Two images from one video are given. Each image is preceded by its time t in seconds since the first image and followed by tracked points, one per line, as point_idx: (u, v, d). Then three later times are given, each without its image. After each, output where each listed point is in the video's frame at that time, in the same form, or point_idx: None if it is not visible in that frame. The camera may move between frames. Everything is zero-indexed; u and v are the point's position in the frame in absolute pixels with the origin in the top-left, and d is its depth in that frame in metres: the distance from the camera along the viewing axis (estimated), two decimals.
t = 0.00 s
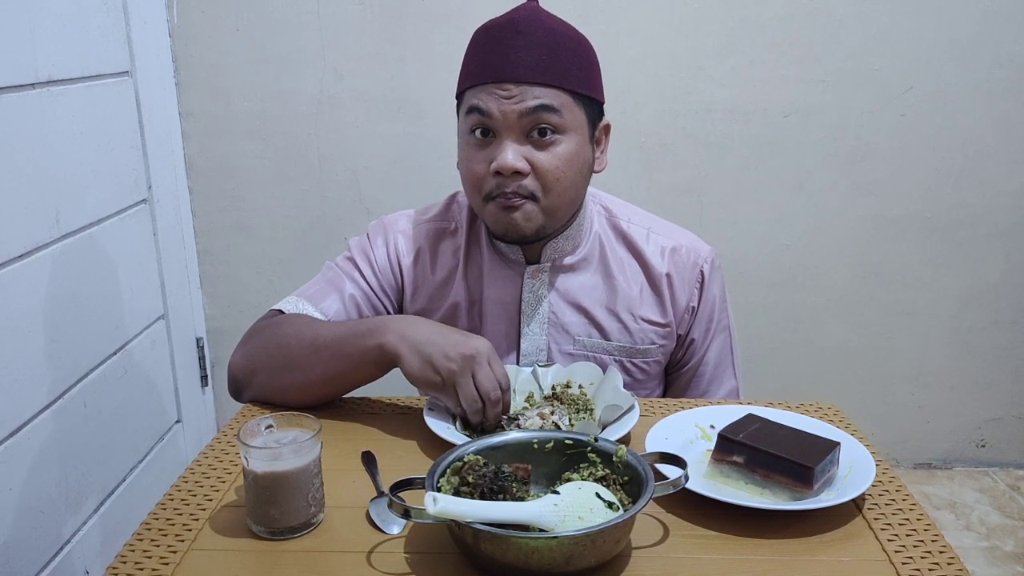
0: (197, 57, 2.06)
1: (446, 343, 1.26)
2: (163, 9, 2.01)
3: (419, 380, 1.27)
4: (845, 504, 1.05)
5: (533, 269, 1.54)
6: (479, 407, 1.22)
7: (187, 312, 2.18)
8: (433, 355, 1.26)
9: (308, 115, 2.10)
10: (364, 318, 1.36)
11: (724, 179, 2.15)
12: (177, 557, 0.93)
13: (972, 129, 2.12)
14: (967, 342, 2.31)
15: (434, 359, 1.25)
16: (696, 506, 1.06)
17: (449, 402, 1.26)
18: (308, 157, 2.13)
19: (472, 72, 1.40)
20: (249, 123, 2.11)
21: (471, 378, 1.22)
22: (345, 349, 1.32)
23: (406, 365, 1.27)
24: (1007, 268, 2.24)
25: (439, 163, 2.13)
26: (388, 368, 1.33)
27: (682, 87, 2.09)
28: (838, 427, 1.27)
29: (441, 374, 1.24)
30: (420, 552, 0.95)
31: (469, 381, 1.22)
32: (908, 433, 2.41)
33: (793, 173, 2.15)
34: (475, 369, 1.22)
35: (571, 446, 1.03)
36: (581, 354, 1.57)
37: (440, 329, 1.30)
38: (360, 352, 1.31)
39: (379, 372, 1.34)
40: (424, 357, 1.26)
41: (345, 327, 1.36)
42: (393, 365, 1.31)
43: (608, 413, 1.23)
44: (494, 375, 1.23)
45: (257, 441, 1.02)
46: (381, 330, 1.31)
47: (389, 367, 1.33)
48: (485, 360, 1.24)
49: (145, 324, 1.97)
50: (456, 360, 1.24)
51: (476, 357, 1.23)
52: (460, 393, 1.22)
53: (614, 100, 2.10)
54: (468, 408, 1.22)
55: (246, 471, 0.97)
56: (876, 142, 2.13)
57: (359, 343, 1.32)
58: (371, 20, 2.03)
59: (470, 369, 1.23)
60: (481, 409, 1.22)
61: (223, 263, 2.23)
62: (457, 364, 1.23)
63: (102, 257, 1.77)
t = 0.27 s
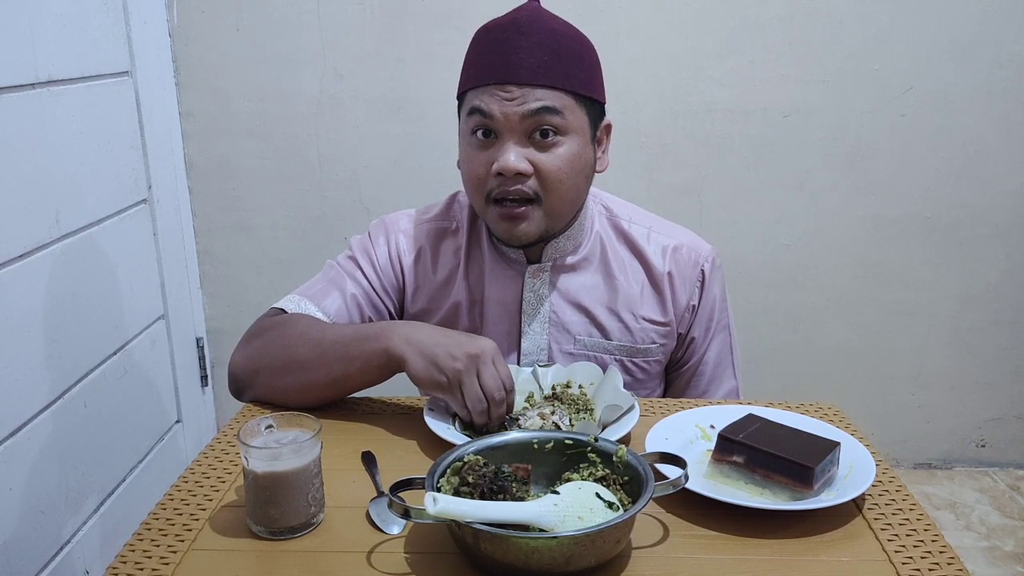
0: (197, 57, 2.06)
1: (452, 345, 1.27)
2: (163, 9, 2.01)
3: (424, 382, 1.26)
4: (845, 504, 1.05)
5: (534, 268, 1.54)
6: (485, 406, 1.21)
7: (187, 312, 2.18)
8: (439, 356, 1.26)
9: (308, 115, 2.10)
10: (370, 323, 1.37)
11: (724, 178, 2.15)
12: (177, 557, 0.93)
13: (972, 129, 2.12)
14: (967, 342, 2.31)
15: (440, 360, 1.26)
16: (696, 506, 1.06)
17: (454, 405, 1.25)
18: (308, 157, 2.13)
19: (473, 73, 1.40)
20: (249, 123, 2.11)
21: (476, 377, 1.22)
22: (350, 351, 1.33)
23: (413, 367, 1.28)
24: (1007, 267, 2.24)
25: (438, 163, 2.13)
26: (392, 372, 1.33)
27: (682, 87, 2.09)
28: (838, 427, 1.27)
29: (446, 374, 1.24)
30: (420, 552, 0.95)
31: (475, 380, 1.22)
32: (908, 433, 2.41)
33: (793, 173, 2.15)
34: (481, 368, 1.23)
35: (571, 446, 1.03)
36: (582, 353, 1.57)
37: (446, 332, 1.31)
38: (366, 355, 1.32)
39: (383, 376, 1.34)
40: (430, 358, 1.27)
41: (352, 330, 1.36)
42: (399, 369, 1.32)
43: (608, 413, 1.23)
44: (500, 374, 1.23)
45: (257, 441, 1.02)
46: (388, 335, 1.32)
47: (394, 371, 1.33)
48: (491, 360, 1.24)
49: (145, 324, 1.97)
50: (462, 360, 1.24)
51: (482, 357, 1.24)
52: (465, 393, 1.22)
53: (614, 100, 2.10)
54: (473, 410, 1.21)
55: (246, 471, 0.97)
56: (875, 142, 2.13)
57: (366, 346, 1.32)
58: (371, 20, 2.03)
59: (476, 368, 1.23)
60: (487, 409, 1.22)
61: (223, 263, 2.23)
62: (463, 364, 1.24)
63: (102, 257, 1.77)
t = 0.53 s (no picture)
0: (197, 57, 2.06)
1: (455, 345, 1.27)
2: (163, 9, 2.02)
3: (426, 382, 1.26)
4: (845, 504, 1.05)
5: (534, 267, 1.54)
6: (487, 407, 1.21)
7: (187, 312, 2.18)
8: (441, 356, 1.26)
9: (308, 115, 2.10)
10: (373, 324, 1.37)
11: (724, 178, 2.15)
12: (177, 557, 0.93)
13: (972, 130, 2.12)
14: (967, 342, 2.31)
15: (442, 360, 1.26)
16: (696, 506, 1.06)
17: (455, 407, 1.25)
18: (308, 157, 2.13)
19: (473, 74, 1.40)
20: (249, 123, 2.11)
21: (479, 379, 1.22)
22: (352, 351, 1.33)
23: (415, 368, 1.28)
24: (1007, 267, 2.24)
25: (438, 163, 2.13)
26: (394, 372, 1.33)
27: (682, 87, 2.09)
28: (838, 427, 1.27)
29: (449, 374, 1.24)
30: (420, 552, 0.95)
31: (477, 381, 1.22)
32: (908, 433, 2.41)
33: (793, 173, 2.15)
34: (484, 369, 1.23)
35: (571, 446, 1.03)
36: (582, 352, 1.57)
37: (448, 333, 1.31)
38: (368, 355, 1.32)
39: (383, 377, 1.34)
40: (433, 358, 1.27)
41: (355, 331, 1.37)
42: (400, 369, 1.32)
43: (608, 413, 1.22)
44: (503, 376, 1.23)
45: (257, 441, 1.02)
46: (391, 336, 1.32)
47: (395, 372, 1.33)
48: (494, 361, 1.25)
49: (145, 324, 1.97)
50: (464, 360, 1.24)
51: (485, 357, 1.24)
52: (468, 394, 1.22)
53: (614, 99, 2.10)
54: (476, 411, 1.22)
55: (246, 471, 0.97)
56: (875, 142, 2.13)
57: (368, 347, 1.32)
58: (371, 20, 2.03)
59: (479, 369, 1.23)
60: (489, 410, 1.22)
61: (223, 263, 2.23)
62: (466, 364, 1.24)
63: (102, 257, 1.77)
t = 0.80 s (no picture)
0: (197, 57, 2.06)
1: (453, 344, 1.27)
2: (163, 9, 2.02)
3: (425, 383, 1.26)
4: (845, 504, 1.05)
5: (532, 267, 1.54)
6: (486, 407, 1.21)
7: (187, 312, 2.18)
8: (439, 356, 1.26)
9: (308, 115, 2.10)
10: (372, 323, 1.37)
11: (724, 178, 2.15)
12: (177, 557, 0.93)
13: (972, 130, 2.12)
14: (967, 342, 2.31)
15: (441, 360, 1.26)
16: (696, 506, 1.06)
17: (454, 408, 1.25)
18: (308, 157, 2.13)
19: (464, 81, 1.40)
20: (249, 123, 2.11)
21: (478, 378, 1.22)
22: (351, 350, 1.33)
23: (414, 367, 1.28)
24: (1007, 267, 2.24)
25: (438, 163, 2.13)
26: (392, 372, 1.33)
27: (682, 87, 2.09)
28: (838, 427, 1.27)
29: (447, 374, 1.24)
30: (421, 552, 0.95)
31: (476, 381, 1.22)
32: (908, 433, 2.41)
33: (793, 173, 2.15)
34: (482, 369, 1.23)
35: (571, 446, 1.03)
36: (580, 351, 1.57)
37: (447, 332, 1.31)
38: (367, 355, 1.32)
39: (382, 376, 1.34)
40: (431, 358, 1.27)
41: (354, 330, 1.37)
42: (399, 369, 1.32)
43: (608, 413, 1.22)
44: (502, 376, 1.23)
45: (257, 441, 1.02)
46: (389, 334, 1.32)
47: (394, 371, 1.33)
48: (492, 361, 1.25)
49: (145, 324, 1.97)
50: (462, 360, 1.24)
51: (483, 358, 1.24)
52: (466, 393, 1.22)
53: (615, 99, 2.10)
54: (475, 410, 1.21)
55: (246, 471, 0.97)
56: (875, 142, 2.13)
57: (367, 346, 1.32)
58: (371, 20, 2.03)
59: (478, 369, 1.23)
60: (488, 409, 1.22)
61: (223, 263, 2.23)
62: (464, 363, 1.24)
63: (102, 257, 1.77)
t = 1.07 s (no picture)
0: (197, 57, 2.06)
1: (450, 343, 1.27)
2: (163, 9, 2.02)
3: (423, 382, 1.26)
4: (845, 504, 1.05)
5: (530, 267, 1.54)
6: (484, 405, 1.21)
7: (187, 312, 2.18)
8: (436, 355, 1.26)
9: (308, 115, 2.10)
10: (368, 321, 1.37)
11: (723, 178, 2.15)
12: (177, 557, 0.93)
13: (972, 130, 2.12)
14: (967, 342, 2.31)
15: (437, 359, 1.26)
16: (696, 506, 1.06)
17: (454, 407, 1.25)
18: (308, 157, 2.13)
19: (460, 82, 1.40)
20: (249, 123, 2.11)
21: (474, 377, 1.22)
22: (348, 349, 1.33)
23: (411, 366, 1.28)
24: (1007, 267, 2.24)
25: (438, 164, 2.14)
26: (390, 370, 1.33)
27: (682, 87, 2.09)
28: (838, 427, 1.27)
29: (444, 373, 1.24)
30: (421, 552, 0.95)
31: (472, 380, 1.22)
32: (908, 433, 2.41)
33: (793, 173, 2.15)
34: (478, 369, 1.22)
35: (571, 446, 1.03)
36: (579, 352, 1.57)
37: (444, 330, 1.31)
38: (364, 354, 1.32)
39: (380, 375, 1.34)
40: (428, 357, 1.27)
41: (351, 329, 1.37)
42: (396, 367, 1.32)
43: (608, 413, 1.22)
44: (499, 374, 1.23)
45: (257, 440, 1.02)
46: (386, 332, 1.32)
47: (392, 370, 1.33)
48: (489, 359, 1.24)
49: (145, 324, 1.97)
50: (458, 360, 1.24)
51: (479, 357, 1.23)
52: (464, 392, 1.21)
53: (615, 99, 2.10)
54: (471, 410, 1.21)
55: (246, 471, 0.97)
56: (875, 142, 2.13)
57: (364, 345, 1.32)
58: (371, 20, 2.03)
59: (474, 367, 1.23)
60: (486, 408, 1.21)
61: (223, 263, 2.23)
62: (460, 362, 1.24)
63: (102, 257, 1.77)
